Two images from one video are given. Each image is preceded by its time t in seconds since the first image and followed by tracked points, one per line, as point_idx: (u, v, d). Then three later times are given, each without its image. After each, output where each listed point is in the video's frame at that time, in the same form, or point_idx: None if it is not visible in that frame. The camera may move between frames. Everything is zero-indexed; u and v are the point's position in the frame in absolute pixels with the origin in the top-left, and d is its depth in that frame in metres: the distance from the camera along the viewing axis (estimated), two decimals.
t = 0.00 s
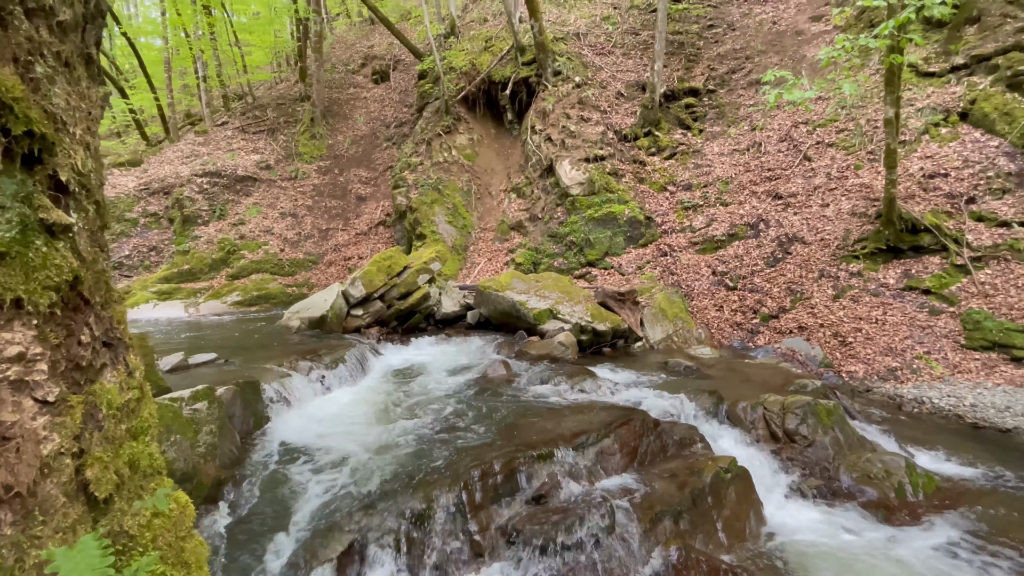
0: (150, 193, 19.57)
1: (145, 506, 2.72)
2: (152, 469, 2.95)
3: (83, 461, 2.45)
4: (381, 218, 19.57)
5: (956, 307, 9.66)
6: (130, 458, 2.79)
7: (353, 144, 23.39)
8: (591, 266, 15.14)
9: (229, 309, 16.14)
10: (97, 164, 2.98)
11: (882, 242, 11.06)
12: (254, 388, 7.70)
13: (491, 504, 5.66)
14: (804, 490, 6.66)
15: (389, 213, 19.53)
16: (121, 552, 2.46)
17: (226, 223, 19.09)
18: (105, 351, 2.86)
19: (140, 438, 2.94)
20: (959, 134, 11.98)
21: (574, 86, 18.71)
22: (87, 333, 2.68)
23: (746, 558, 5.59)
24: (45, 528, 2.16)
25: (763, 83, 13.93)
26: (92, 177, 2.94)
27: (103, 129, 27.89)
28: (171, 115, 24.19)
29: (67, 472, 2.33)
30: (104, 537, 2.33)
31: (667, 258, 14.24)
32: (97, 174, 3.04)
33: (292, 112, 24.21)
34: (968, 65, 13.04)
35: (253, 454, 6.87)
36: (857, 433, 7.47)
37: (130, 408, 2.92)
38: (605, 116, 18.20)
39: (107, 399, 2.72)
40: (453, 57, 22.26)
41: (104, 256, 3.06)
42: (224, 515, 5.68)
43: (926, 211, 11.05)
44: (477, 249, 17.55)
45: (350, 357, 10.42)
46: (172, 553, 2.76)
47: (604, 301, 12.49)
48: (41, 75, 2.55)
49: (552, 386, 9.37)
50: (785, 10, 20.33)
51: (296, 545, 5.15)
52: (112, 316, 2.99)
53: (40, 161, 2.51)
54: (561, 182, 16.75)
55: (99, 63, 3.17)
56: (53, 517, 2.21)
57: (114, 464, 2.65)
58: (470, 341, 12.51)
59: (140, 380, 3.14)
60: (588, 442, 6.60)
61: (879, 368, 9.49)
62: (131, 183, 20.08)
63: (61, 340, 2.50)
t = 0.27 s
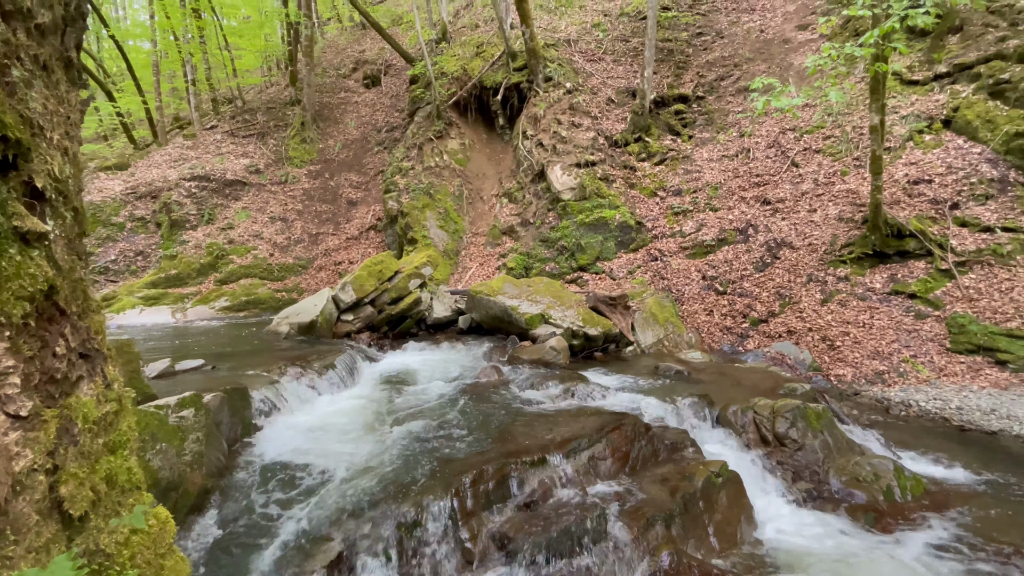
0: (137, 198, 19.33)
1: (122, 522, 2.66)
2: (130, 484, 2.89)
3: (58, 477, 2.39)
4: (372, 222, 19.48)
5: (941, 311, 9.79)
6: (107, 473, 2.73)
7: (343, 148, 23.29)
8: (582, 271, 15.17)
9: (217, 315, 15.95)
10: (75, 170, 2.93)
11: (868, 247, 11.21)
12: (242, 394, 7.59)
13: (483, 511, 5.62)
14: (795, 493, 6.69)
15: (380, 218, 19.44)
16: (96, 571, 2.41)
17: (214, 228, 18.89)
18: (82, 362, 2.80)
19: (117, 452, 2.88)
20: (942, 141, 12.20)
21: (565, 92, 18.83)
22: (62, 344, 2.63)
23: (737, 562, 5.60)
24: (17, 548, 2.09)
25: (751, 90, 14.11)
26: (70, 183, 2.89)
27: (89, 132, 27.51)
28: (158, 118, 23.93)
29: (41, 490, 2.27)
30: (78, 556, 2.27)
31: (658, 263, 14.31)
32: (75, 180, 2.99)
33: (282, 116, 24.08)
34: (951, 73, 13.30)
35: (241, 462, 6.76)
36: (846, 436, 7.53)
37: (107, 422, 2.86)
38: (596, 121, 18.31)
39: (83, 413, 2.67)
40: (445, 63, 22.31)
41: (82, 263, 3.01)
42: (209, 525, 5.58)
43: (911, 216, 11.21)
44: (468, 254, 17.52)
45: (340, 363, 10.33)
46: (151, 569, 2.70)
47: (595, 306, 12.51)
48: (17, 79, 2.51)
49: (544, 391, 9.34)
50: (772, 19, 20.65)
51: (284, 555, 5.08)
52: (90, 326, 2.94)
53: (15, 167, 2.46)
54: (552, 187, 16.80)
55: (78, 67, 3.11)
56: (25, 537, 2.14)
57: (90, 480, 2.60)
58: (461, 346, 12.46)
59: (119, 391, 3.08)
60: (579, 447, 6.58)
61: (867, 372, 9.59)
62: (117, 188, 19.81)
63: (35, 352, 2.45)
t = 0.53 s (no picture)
0: (122, 202, 19.07)
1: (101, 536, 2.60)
2: (108, 497, 2.83)
3: (33, 492, 2.33)
4: (362, 227, 19.38)
5: (925, 315, 9.95)
6: (84, 487, 2.67)
7: (333, 152, 23.18)
8: (572, 275, 15.20)
9: (203, 320, 15.73)
10: (53, 175, 2.87)
11: (853, 251, 11.38)
12: (228, 402, 7.47)
13: (474, 517, 5.58)
14: (784, 496, 6.73)
15: (370, 222, 19.35)
16: None
17: (201, 232, 18.67)
18: (59, 372, 2.74)
19: (96, 464, 2.82)
20: (924, 147, 12.44)
21: (554, 98, 18.94)
22: (38, 355, 2.57)
23: (728, 566, 5.61)
24: None
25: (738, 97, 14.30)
26: (48, 189, 2.84)
27: (72, 136, 27.11)
28: (144, 122, 23.65)
29: (15, 504, 2.21)
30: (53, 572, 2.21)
31: (648, 267, 14.39)
32: (54, 186, 2.93)
33: (271, 120, 23.93)
34: (933, 81, 13.59)
35: (228, 469, 6.68)
36: (833, 439, 7.60)
37: (85, 433, 2.79)
38: (586, 127, 18.43)
39: (59, 425, 2.60)
40: (435, 68, 22.36)
41: (60, 271, 2.95)
42: (195, 535, 5.49)
43: (895, 221, 11.40)
44: (459, 258, 17.50)
45: (328, 369, 10.23)
46: None
47: (586, 310, 12.54)
48: None
49: (535, 396, 9.32)
50: (758, 27, 20.98)
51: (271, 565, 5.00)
52: (67, 335, 2.87)
53: None
54: (542, 192, 16.86)
55: (58, 70, 3.06)
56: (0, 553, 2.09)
57: (67, 494, 2.53)
58: (452, 351, 12.41)
59: (98, 401, 3.01)
60: (570, 452, 6.58)
61: (853, 374, 9.70)
62: (102, 192, 19.53)
63: (9, 362, 2.39)
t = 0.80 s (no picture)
0: (107, 205, 18.80)
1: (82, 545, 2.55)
2: (90, 504, 2.77)
3: (12, 501, 2.28)
4: (351, 230, 19.27)
5: (908, 316, 10.11)
6: (67, 494, 2.62)
7: (322, 155, 23.05)
8: (563, 278, 15.25)
9: (189, 325, 15.52)
10: (36, 178, 2.82)
11: (839, 254, 11.55)
12: (215, 407, 7.37)
13: (465, 522, 5.55)
14: (773, 497, 6.79)
15: (359, 226, 19.25)
16: None
17: (188, 235, 18.45)
18: (40, 378, 2.69)
19: (78, 472, 2.77)
20: (907, 152, 12.67)
21: (544, 102, 19.03)
22: (18, 360, 2.52)
23: (718, 567, 5.64)
24: None
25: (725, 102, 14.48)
26: (29, 192, 2.79)
27: (55, 138, 26.70)
28: (130, 124, 23.37)
29: None
30: None
31: (637, 270, 14.47)
32: (36, 189, 2.88)
33: (259, 123, 23.76)
34: (915, 87, 13.87)
35: (216, 476, 6.58)
36: (820, 439, 7.68)
37: (67, 441, 2.74)
38: (575, 131, 18.52)
39: (40, 432, 2.55)
40: (425, 71, 22.37)
41: (42, 275, 2.89)
42: (180, 544, 5.40)
43: (879, 224, 11.59)
44: (449, 262, 17.47)
45: (317, 373, 10.14)
46: None
47: (576, 313, 12.58)
48: None
49: (525, 400, 9.31)
50: (744, 33, 21.29)
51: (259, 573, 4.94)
52: (49, 340, 2.82)
53: None
54: (532, 196, 16.90)
55: (41, 72, 3.01)
56: None
57: (49, 503, 2.48)
58: (442, 355, 12.38)
59: (81, 408, 2.95)
60: (561, 455, 6.58)
61: (839, 376, 9.83)
62: (85, 195, 19.24)
63: None
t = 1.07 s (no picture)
0: (88, 208, 18.46)
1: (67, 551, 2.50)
2: (76, 510, 2.72)
3: None
4: (339, 233, 19.13)
5: (890, 316, 10.30)
6: (51, 501, 2.58)
7: (309, 157, 22.87)
8: (552, 280, 15.29)
9: (173, 329, 15.27)
10: (19, 179, 2.77)
11: (823, 256, 11.73)
12: (200, 413, 7.27)
13: (455, 526, 5.53)
14: (760, 496, 6.87)
15: (347, 228, 19.13)
16: None
17: (172, 239, 18.17)
18: (24, 383, 2.63)
19: (62, 479, 2.72)
20: (888, 155, 12.93)
21: (533, 105, 19.10)
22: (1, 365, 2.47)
23: (708, 566, 5.69)
24: None
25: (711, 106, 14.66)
26: (12, 194, 2.74)
27: (34, 140, 26.17)
28: (112, 126, 22.99)
29: None
30: None
31: (626, 272, 14.55)
32: (19, 190, 2.83)
33: (244, 125, 23.52)
34: (895, 92, 14.17)
35: (201, 483, 6.49)
36: (807, 438, 7.78)
37: (51, 447, 2.69)
38: (564, 134, 18.62)
39: (24, 438, 2.50)
40: (413, 74, 22.34)
41: (25, 278, 2.84)
42: (165, 553, 5.30)
43: (862, 226, 11.80)
44: (438, 265, 17.42)
45: (305, 378, 10.04)
46: None
47: (565, 315, 12.62)
48: None
49: (515, 403, 9.31)
50: (729, 38, 21.60)
51: None
52: (33, 344, 2.77)
53: None
54: (521, 199, 16.94)
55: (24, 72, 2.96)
56: None
57: (33, 510, 2.43)
58: (431, 358, 12.33)
59: (65, 414, 2.90)
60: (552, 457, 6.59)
61: (824, 375, 9.98)
62: (66, 198, 18.87)
63: None
